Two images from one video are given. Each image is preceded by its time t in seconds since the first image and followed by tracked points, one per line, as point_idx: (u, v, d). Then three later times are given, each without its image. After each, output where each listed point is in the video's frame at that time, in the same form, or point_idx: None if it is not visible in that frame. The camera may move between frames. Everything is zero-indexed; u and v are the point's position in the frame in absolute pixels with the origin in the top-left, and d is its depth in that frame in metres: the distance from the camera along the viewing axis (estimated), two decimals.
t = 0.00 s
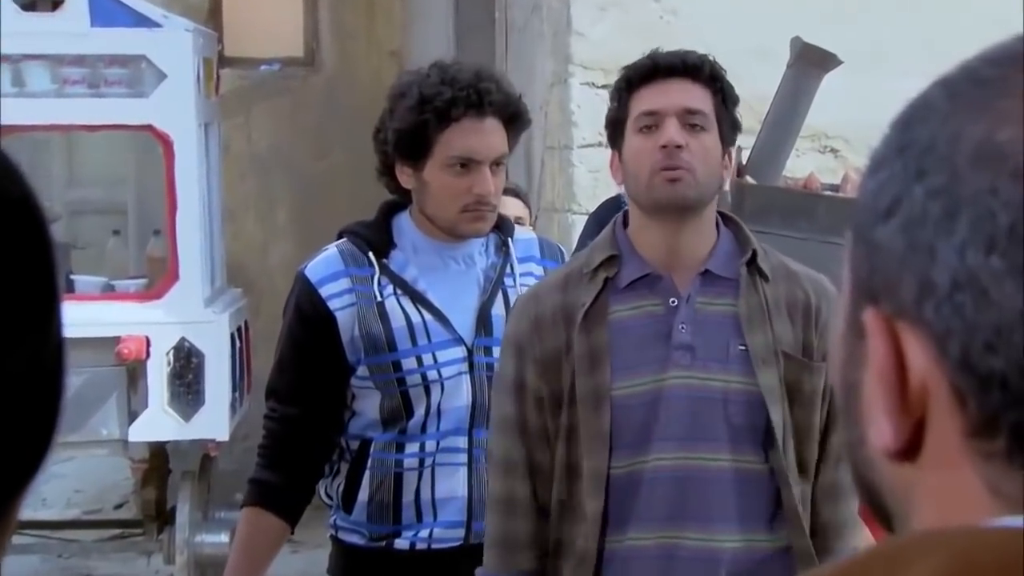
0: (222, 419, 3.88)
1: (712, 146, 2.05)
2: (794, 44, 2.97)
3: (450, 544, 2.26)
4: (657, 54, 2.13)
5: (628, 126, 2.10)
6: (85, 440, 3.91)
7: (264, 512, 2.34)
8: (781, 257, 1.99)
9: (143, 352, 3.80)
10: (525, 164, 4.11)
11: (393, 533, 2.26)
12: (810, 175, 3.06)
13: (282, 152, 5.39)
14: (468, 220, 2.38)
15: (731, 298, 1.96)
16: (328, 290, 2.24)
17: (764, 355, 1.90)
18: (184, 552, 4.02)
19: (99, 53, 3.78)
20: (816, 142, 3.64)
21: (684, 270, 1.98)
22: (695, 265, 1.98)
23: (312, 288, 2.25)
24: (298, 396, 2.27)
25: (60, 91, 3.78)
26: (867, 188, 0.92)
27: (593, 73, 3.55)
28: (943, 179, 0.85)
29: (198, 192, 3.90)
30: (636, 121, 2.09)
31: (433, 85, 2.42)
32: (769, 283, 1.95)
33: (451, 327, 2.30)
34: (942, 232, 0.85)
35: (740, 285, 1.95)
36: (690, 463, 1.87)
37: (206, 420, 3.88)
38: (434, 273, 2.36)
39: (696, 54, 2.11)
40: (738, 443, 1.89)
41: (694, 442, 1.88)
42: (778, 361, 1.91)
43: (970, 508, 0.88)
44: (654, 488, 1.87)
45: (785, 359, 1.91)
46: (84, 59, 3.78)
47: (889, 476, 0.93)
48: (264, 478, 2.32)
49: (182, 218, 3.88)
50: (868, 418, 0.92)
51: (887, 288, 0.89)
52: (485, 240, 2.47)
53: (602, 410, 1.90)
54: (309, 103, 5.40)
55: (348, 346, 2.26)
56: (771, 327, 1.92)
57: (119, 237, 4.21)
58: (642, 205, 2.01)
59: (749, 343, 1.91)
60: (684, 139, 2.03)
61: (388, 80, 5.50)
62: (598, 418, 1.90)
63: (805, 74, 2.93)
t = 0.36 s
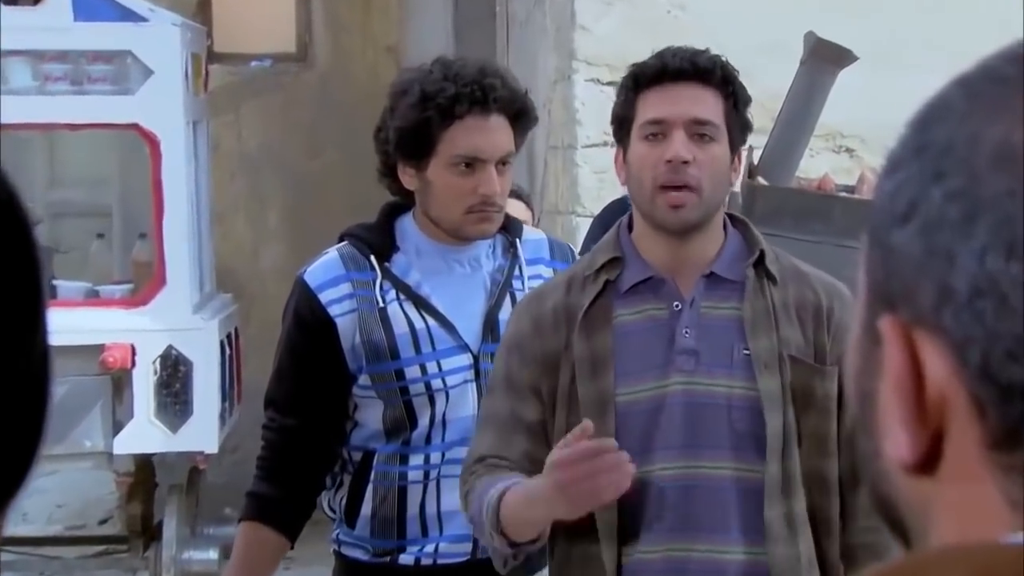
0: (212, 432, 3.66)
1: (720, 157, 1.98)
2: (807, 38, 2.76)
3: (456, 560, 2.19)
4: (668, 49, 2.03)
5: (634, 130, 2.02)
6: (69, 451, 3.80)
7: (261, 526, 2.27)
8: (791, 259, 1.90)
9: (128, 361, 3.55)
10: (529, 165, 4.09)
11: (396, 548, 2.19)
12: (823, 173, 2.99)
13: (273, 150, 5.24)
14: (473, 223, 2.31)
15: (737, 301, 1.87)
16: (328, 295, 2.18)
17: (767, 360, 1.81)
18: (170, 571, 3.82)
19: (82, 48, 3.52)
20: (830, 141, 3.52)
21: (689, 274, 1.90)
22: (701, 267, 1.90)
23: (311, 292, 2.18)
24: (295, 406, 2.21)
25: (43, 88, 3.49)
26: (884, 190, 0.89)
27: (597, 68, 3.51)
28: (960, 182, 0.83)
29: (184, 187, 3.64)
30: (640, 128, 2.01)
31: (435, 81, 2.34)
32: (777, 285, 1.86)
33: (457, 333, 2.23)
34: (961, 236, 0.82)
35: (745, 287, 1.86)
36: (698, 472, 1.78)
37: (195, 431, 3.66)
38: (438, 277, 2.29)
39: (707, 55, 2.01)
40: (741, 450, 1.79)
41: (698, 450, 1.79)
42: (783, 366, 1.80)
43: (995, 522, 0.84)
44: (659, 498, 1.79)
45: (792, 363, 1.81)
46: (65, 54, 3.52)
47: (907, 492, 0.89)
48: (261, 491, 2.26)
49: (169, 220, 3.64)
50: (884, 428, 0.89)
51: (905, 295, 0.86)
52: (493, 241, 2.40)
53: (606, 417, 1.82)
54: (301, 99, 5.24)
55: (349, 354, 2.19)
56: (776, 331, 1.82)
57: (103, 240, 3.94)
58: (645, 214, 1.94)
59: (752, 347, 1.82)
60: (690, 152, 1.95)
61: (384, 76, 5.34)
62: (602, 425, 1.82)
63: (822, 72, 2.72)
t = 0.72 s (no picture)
0: (200, 445, 3.66)
1: (746, 159, 1.94)
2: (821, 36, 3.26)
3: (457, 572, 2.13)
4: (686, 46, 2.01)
5: (658, 128, 1.98)
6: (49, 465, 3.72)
7: (252, 537, 2.23)
8: (815, 267, 1.86)
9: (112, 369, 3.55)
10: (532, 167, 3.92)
11: (394, 564, 2.15)
12: (838, 178, 3.14)
13: (265, 151, 5.01)
14: (482, 224, 2.27)
15: (756, 311, 1.83)
16: (328, 298, 2.15)
17: (781, 374, 1.77)
18: None
19: (66, 44, 3.47)
20: (844, 141, 3.63)
21: (705, 281, 1.86)
22: (717, 275, 1.86)
23: (310, 295, 2.16)
24: (289, 414, 2.19)
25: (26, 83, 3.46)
26: (902, 194, 0.86)
27: (603, 65, 3.49)
28: (980, 185, 0.80)
29: (171, 194, 3.62)
30: (665, 126, 1.96)
31: (436, 78, 2.29)
32: (799, 295, 1.82)
33: (462, 343, 2.19)
34: (981, 242, 0.79)
35: (765, 297, 1.82)
36: (703, 488, 1.74)
37: (181, 443, 3.65)
38: (441, 281, 2.25)
39: (737, 53, 1.96)
40: (753, 464, 1.75)
41: (705, 466, 1.75)
42: (799, 379, 1.76)
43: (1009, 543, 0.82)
44: (664, 515, 1.75)
45: (810, 376, 1.77)
46: (48, 51, 3.46)
47: (920, 506, 0.86)
48: (253, 501, 2.23)
49: (154, 226, 3.61)
50: (901, 442, 0.86)
51: (922, 303, 0.83)
52: (500, 245, 2.36)
53: (610, 430, 1.78)
54: (294, 96, 5.01)
55: (349, 360, 2.17)
56: (795, 343, 1.78)
57: (87, 245, 3.75)
58: (666, 215, 1.90)
59: (768, 359, 1.78)
60: (716, 152, 1.91)
61: (380, 73, 5.10)
62: (606, 438, 1.78)
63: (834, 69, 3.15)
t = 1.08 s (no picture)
0: (189, 459, 3.74)
1: (767, 170, 1.91)
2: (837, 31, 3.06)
3: None
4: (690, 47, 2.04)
5: (674, 136, 1.93)
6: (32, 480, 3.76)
7: (237, 551, 2.18)
8: (835, 274, 1.80)
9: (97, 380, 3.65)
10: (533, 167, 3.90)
11: None
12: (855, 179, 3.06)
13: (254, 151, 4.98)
14: (485, 228, 2.24)
15: (769, 321, 1.78)
16: (323, 303, 2.13)
17: (791, 388, 1.71)
18: None
19: (50, 42, 3.59)
20: (862, 141, 3.62)
21: (716, 290, 1.82)
22: (729, 284, 1.81)
23: (305, 300, 2.14)
24: (280, 424, 2.16)
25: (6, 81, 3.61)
26: (915, 199, 0.83)
27: (608, 63, 3.42)
28: (996, 190, 0.77)
29: (158, 190, 3.73)
30: (684, 136, 1.92)
31: (430, 78, 2.26)
32: (815, 305, 1.76)
33: (461, 351, 2.16)
34: (997, 249, 0.77)
35: (777, 306, 1.77)
36: (704, 508, 1.69)
37: (169, 457, 3.74)
38: (441, 288, 2.22)
39: (758, 58, 1.92)
40: (758, 484, 1.70)
41: (707, 484, 1.70)
42: (812, 393, 1.71)
43: (1008, 561, 0.82)
44: (667, 537, 1.70)
45: (823, 392, 1.71)
46: (30, 48, 3.59)
47: (933, 520, 0.84)
48: (240, 514, 2.19)
49: (142, 231, 3.73)
50: (914, 457, 0.83)
51: (936, 312, 0.80)
52: (500, 249, 2.33)
53: (614, 442, 1.76)
54: (286, 94, 4.98)
55: (343, 369, 2.15)
56: (808, 355, 1.73)
57: (70, 250, 3.96)
58: (684, 228, 1.87)
59: (778, 373, 1.73)
60: (739, 167, 1.87)
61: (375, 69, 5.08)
62: (609, 452, 1.76)
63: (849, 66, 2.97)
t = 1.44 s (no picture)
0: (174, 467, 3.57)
1: (783, 165, 1.88)
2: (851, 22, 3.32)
3: None
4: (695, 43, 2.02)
5: (688, 128, 1.90)
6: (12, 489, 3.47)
7: (223, 563, 2.16)
8: (851, 271, 1.80)
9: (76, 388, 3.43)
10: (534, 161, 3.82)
11: None
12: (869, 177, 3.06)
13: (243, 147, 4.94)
14: (479, 225, 2.19)
15: (789, 320, 1.77)
16: (311, 305, 2.10)
17: (818, 388, 1.70)
18: None
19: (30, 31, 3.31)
20: (875, 136, 3.36)
21: (735, 286, 1.80)
22: (746, 283, 1.80)
23: (292, 302, 2.10)
24: (267, 431, 2.14)
25: None
26: (926, 197, 0.81)
27: (613, 55, 3.35)
28: (1010, 188, 0.75)
29: (143, 190, 3.48)
30: (697, 128, 1.89)
31: (419, 71, 2.22)
32: (835, 303, 1.76)
33: (454, 355, 2.14)
34: (1013, 248, 0.75)
35: (798, 305, 1.77)
36: (738, 515, 1.68)
37: (155, 463, 3.55)
38: (433, 290, 2.20)
39: (779, 50, 1.89)
40: (788, 489, 1.69)
41: (739, 491, 1.69)
42: (839, 393, 1.70)
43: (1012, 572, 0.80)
44: (698, 547, 1.67)
45: (850, 392, 1.71)
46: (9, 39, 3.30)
47: (944, 531, 0.81)
48: (226, 525, 2.17)
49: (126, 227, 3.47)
50: (926, 466, 0.80)
51: (948, 315, 0.77)
52: (495, 249, 2.31)
53: (633, 449, 1.71)
54: (276, 88, 4.95)
55: (333, 374, 2.11)
56: (833, 353, 1.72)
57: (51, 249, 3.56)
58: (696, 224, 1.84)
59: (802, 373, 1.72)
60: (754, 161, 1.84)
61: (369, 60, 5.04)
62: (631, 457, 1.71)
63: (862, 59, 3.28)
